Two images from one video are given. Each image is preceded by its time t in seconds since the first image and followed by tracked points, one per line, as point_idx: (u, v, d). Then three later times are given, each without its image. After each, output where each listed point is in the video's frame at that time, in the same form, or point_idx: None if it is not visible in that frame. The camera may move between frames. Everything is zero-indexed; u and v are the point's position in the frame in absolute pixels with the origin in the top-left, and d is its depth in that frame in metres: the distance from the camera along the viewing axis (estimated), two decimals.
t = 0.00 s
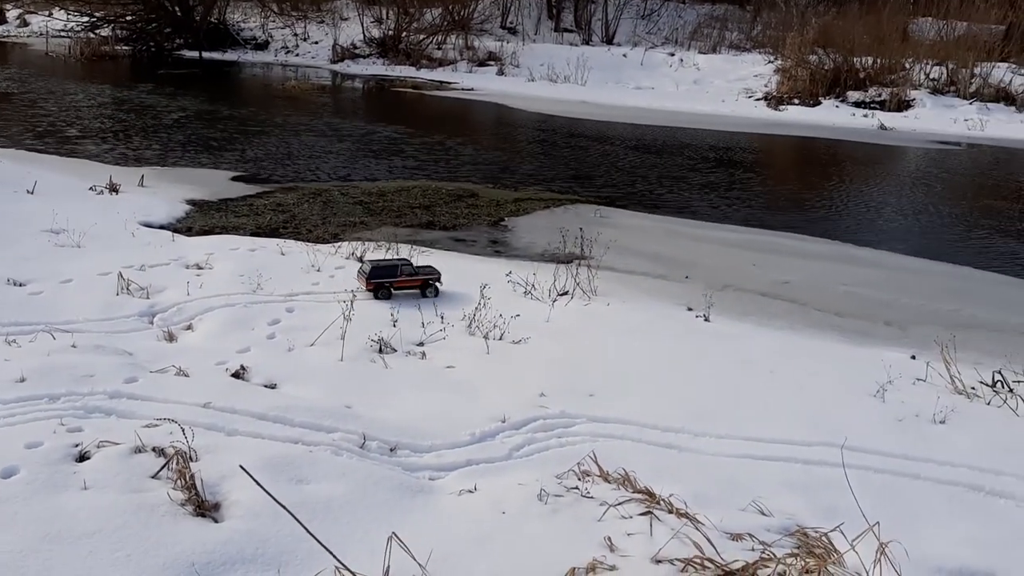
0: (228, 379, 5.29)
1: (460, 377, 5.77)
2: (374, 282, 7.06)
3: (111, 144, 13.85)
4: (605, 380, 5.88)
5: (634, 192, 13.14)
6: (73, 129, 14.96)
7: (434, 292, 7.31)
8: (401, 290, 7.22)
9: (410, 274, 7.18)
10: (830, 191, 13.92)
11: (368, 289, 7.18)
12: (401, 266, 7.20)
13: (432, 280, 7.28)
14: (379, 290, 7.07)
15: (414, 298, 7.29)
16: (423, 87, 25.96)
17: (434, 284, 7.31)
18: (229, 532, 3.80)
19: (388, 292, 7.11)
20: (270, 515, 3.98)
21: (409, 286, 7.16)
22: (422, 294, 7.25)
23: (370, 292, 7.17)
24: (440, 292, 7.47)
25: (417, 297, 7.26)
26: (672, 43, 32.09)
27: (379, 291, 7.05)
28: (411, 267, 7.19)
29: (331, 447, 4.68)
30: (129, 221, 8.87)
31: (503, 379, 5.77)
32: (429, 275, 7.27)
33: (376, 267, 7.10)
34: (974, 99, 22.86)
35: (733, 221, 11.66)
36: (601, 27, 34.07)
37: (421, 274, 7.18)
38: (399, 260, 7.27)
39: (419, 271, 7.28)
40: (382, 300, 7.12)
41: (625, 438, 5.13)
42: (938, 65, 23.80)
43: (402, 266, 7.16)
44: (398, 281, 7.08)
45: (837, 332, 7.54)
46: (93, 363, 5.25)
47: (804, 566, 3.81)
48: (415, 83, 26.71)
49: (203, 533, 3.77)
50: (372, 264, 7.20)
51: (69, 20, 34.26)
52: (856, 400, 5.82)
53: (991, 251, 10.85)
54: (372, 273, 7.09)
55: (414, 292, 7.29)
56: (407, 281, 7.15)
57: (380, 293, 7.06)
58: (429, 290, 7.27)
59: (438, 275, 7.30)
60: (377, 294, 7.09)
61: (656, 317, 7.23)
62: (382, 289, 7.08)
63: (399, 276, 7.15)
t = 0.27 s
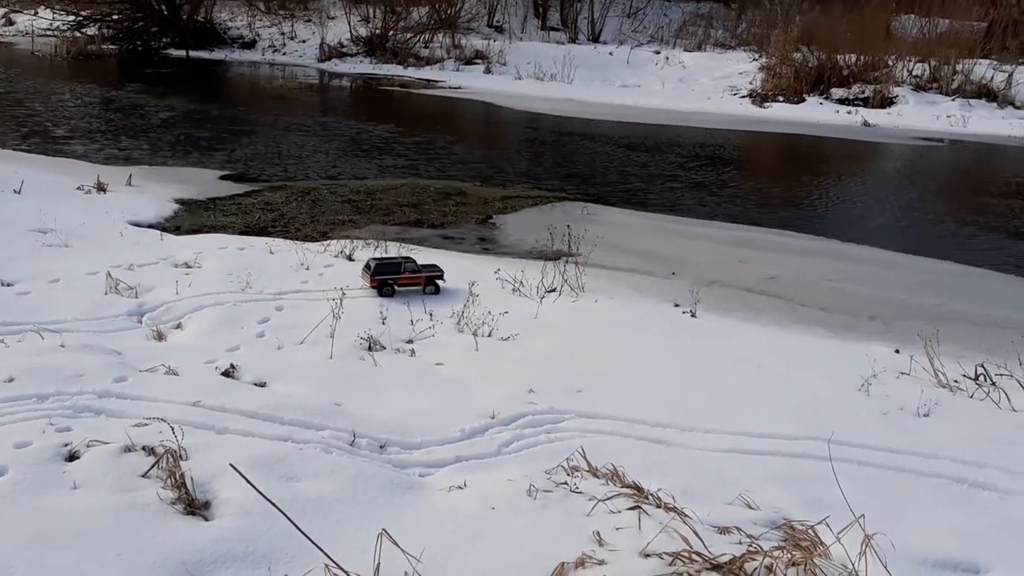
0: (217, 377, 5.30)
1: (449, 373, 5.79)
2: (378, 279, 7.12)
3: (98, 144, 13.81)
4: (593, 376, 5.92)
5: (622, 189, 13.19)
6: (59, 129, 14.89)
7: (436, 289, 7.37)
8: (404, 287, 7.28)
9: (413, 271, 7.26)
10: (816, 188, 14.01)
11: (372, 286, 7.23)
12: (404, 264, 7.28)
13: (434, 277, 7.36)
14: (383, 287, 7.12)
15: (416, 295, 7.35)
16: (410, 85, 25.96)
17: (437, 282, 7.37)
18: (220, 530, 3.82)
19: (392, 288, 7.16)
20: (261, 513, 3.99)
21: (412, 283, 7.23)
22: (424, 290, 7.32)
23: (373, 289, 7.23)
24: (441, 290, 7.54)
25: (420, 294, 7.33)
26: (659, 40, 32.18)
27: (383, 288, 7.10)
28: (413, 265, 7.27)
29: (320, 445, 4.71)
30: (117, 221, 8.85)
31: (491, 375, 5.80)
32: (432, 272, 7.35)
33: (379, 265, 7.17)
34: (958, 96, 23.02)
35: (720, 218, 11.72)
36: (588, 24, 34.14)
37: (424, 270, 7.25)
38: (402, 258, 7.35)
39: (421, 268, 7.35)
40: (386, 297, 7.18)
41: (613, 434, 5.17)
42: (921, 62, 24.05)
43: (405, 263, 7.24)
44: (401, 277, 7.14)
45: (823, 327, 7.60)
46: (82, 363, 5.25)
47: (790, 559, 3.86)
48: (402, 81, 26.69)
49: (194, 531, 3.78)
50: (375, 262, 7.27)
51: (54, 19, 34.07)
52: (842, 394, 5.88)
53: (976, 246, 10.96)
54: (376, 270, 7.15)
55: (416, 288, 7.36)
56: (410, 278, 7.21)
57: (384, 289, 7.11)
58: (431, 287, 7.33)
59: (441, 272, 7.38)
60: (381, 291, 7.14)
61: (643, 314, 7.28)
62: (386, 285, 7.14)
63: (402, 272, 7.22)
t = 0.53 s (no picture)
0: (201, 380, 5.24)
1: (436, 374, 5.75)
2: (374, 280, 7.08)
3: (80, 145, 13.68)
4: (581, 376, 5.89)
5: (609, 187, 13.17)
6: (41, 130, 14.74)
7: (433, 289, 7.32)
8: (400, 288, 7.24)
9: (409, 272, 7.21)
10: (802, 185, 14.04)
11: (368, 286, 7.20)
12: (400, 265, 7.22)
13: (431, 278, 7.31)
14: (379, 288, 7.09)
15: (412, 295, 7.31)
16: (396, 84, 25.88)
17: (434, 282, 7.32)
18: (204, 535, 3.77)
19: (388, 289, 7.12)
20: (247, 518, 3.94)
21: (408, 283, 7.18)
22: (421, 290, 7.29)
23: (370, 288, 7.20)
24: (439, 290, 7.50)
25: (417, 293, 7.29)
26: (644, 37, 32.21)
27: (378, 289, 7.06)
28: (409, 266, 7.22)
29: (306, 448, 4.66)
30: (99, 222, 8.76)
31: (478, 376, 5.77)
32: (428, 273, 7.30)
33: (375, 265, 7.12)
34: (942, 92, 23.13)
35: (707, 215, 11.73)
36: (573, 22, 34.12)
37: (420, 271, 7.20)
38: (398, 259, 7.31)
39: (418, 268, 7.30)
40: (382, 297, 7.15)
41: (601, 434, 5.15)
42: (906, 59, 24.21)
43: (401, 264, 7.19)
44: (397, 278, 7.10)
45: (810, 324, 7.60)
46: (64, 367, 5.18)
47: (780, 557, 3.84)
48: (387, 79, 26.60)
49: (178, 536, 3.73)
50: (372, 262, 7.22)
51: (34, 18, 33.74)
52: (830, 392, 5.87)
53: (961, 242, 11.00)
54: (372, 271, 7.11)
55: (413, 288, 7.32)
56: (406, 279, 7.17)
57: (379, 291, 7.07)
58: (428, 288, 7.28)
59: (438, 272, 7.32)
60: (377, 292, 7.11)
61: (631, 313, 7.26)
62: (381, 286, 7.10)
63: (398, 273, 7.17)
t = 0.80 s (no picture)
0: (186, 383, 5.21)
1: (423, 375, 5.74)
2: (367, 282, 7.14)
3: (63, 148, 13.58)
4: (568, 376, 5.89)
5: (595, 186, 13.19)
6: (23, 133, 14.63)
7: (428, 292, 7.29)
8: (395, 290, 7.24)
9: (402, 274, 7.24)
10: (787, 183, 14.10)
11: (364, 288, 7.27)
12: (394, 266, 7.26)
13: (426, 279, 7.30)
14: (371, 290, 7.14)
15: (405, 297, 7.29)
16: (380, 84, 25.84)
17: (429, 284, 7.29)
18: (190, 539, 3.74)
19: (381, 291, 7.15)
20: (233, 522, 3.92)
21: (401, 285, 7.19)
22: (416, 293, 7.26)
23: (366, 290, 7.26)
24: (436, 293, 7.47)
25: (411, 296, 7.27)
26: (628, 37, 32.29)
27: (371, 291, 7.11)
28: (404, 267, 7.24)
29: (292, 451, 4.64)
30: (82, 225, 8.71)
31: (465, 377, 5.76)
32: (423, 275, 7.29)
33: (369, 267, 7.20)
34: (924, 90, 23.29)
35: (693, 214, 11.76)
36: (557, 22, 34.16)
37: (414, 273, 7.21)
38: (393, 262, 7.37)
39: (413, 270, 7.30)
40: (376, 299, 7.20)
41: (588, 433, 5.15)
42: (888, 57, 24.19)
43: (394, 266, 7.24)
44: (389, 280, 7.14)
45: (796, 322, 7.63)
46: (47, 371, 5.14)
47: (767, 556, 3.84)
48: (372, 80, 26.56)
49: (164, 541, 3.70)
50: (368, 264, 7.30)
51: (15, 20, 33.48)
52: (816, 389, 5.89)
53: (945, 239, 11.08)
54: (365, 273, 7.19)
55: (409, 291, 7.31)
56: (399, 281, 7.19)
57: (372, 293, 7.11)
58: (423, 290, 7.26)
59: (433, 275, 7.30)
60: (370, 293, 7.16)
61: (618, 312, 7.27)
62: (375, 288, 7.15)
63: (391, 275, 7.21)
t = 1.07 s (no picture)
0: (171, 387, 5.19)
1: (409, 377, 5.73)
2: (360, 283, 7.15)
3: (47, 151, 13.49)
4: (555, 376, 5.89)
5: (581, 187, 13.21)
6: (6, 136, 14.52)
7: (421, 295, 7.27)
8: (388, 292, 7.21)
9: (395, 275, 7.22)
10: (772, 182, 14.17)
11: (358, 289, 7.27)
12: (387, 268, 7.25)
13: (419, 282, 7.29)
14: (364, 290, 7.13)
15: (396, 299, 7.26)
16: (365, 85, 25.80)
17: (422, 287, 7.26)
18: (176, 544, 3.71)
19: (373, 292, 7.14)
20: (219, 526, 3.89)
21: (394, 287, 7.17)
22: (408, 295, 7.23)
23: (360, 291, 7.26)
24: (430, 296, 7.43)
25: (404, 298, 7.24)
26: (613, 37, 32.37)
27: (363, 291, 7.10)
28: (397, 269, 7.23)
29: (278, 454, 4.62)
30: (65, 228, 8.65)
31: (451, 378, 5.75)
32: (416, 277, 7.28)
33: (362, 268, 7.21)
34: (907, 89, 23.44)
35: (679, 213, 11.79)
36: (542, 22, 34.20)
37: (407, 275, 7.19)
38: (388, 264, 7.37)
39: (407, 273, 7.29)
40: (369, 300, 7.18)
41: (575, 434, 5.15)
42: (871, 56, 24.29)
43: (388, 267, 7.24)
44: (382, 281, 7.12)
45: (782, 321, 7.67)
46: (30, 376, 5.10)
47: (754, 554, 3.85)
48: (356, 81, 26.51)
49: (149, 545, 3.67)
50: (363, 266, 7.31)
51: None
52: (802, 387, 5.91)
53: (928, 237, 11.16)
54: (359, 274, 7.20)
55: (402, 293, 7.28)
56: (391, 282, 7.17)
57: (364, 294, 7.11)
58: (416, 292, 7.23)
59: (426, 277, 7.30)
60: (363, 294, 7.15)
61: (604, 312, 7.28)
62: (367, 290, 7.15)
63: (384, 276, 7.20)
